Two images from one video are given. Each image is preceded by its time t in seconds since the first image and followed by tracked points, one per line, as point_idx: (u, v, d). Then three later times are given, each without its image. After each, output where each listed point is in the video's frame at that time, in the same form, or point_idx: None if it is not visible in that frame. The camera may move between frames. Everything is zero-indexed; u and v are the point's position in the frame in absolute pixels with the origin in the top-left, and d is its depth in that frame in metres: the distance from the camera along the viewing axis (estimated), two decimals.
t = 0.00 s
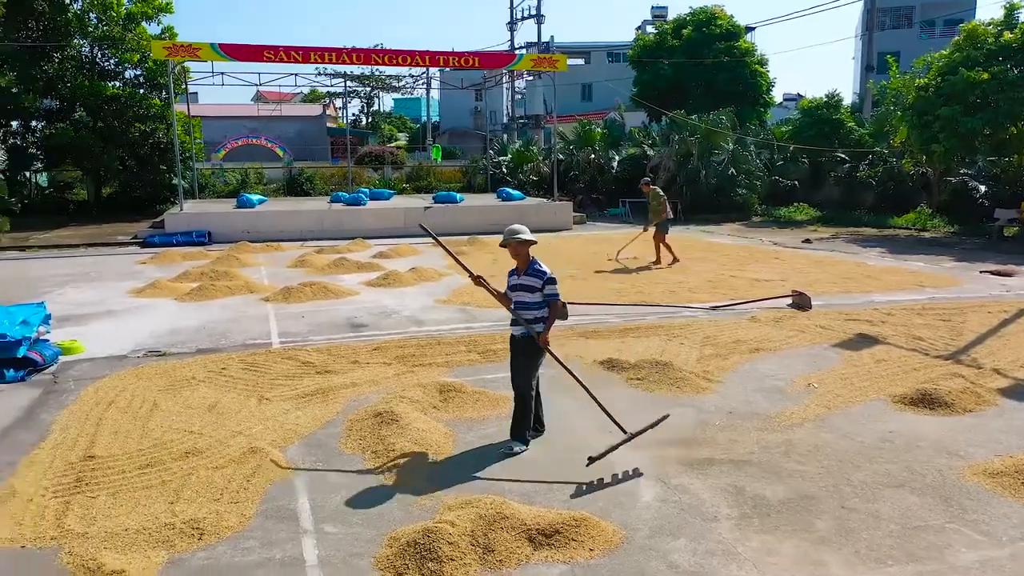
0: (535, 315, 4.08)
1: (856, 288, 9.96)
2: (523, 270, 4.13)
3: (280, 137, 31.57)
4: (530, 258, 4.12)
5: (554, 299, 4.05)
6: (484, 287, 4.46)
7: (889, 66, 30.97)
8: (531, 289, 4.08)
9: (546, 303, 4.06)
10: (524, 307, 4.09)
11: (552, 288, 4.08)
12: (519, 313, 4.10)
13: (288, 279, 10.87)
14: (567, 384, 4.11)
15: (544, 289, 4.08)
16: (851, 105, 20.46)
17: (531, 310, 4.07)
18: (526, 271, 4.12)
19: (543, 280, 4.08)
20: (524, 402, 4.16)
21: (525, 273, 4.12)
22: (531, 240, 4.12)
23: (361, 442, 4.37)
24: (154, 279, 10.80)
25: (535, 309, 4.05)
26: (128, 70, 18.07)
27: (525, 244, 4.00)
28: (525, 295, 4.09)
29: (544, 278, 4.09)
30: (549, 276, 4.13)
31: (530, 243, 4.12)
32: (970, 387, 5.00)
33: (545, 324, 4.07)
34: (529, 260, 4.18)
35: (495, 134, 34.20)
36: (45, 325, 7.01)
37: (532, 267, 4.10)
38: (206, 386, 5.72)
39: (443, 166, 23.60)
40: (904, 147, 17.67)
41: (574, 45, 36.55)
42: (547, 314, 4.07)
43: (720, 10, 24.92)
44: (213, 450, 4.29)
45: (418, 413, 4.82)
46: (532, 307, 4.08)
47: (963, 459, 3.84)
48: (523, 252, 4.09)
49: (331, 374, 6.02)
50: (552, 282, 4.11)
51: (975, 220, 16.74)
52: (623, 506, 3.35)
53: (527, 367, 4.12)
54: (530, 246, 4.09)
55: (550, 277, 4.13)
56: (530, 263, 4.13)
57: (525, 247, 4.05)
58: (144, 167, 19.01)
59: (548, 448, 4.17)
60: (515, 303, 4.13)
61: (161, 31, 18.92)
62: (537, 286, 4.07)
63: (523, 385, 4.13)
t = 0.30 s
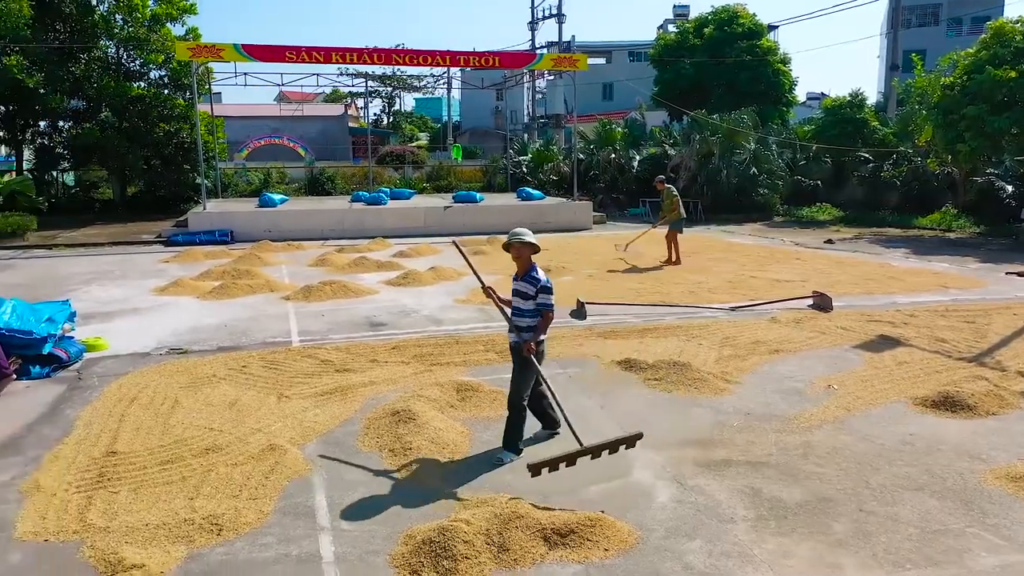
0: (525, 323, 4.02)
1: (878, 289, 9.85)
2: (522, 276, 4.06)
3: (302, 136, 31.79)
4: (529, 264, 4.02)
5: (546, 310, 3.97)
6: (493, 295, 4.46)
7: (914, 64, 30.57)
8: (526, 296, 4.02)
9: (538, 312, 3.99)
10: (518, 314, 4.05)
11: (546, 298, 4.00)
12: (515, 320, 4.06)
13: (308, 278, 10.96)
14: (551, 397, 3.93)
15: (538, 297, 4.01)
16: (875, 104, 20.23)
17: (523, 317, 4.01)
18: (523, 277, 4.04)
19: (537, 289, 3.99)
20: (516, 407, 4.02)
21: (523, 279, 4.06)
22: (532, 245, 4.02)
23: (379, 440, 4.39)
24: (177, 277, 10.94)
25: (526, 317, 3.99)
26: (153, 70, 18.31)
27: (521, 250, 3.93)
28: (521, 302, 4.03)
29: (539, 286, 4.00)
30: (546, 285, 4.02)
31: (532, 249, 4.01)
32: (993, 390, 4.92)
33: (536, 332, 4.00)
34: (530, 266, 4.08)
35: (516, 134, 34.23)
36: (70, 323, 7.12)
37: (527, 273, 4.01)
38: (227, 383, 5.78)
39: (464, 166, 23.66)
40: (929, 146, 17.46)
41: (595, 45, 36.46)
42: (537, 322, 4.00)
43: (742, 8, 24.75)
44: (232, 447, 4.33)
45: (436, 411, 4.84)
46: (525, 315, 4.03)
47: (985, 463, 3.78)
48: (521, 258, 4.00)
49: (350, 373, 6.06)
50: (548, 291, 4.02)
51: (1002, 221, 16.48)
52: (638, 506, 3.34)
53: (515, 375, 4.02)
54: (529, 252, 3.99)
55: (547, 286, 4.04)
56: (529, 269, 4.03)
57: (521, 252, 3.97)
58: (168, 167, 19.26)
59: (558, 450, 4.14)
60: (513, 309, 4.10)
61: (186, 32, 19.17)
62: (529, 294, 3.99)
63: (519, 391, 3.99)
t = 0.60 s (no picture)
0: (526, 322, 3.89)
1: (901, 290, 9.73)
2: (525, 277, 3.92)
3: (324, 136, 32.00)
4: (531, 263, 3.90)
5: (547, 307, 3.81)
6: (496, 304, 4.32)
7: (940, 63, 30.16)
8: (529, 296, 3.90)
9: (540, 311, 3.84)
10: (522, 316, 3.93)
11: (548, 296, 3.84)
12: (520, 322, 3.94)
13: (328, 277, 11.03)
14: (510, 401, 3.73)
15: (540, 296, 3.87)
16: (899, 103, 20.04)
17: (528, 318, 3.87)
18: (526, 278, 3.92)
19: (539, 288, 3.85)
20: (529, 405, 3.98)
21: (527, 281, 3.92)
22: (537, 245, 3.87)
23: (395, 438, 4.41)
24: (199, 276, 11.05)
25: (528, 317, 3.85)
26: (177, 71, 18.55)
27: (522, 250, 3.80)
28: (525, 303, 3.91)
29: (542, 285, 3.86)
30: (550, 285, 3.88)
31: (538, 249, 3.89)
32: (1017, 393, 4.84)
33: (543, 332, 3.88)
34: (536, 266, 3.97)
35: (536, 133, 34.21)
36: (93, 319, 7.22)
37: (531, 272, 3.88)
38: (246, 380, 5.84)
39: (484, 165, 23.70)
40: (955, 145, 17.29)
41: (616, 44, 36.36)
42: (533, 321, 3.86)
43: (764, 7, 24.58)
44: (251, 444, 4.37)
45: (452, 410, 4.85)
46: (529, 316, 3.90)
47: (1006, 466, 3.73)
48: (524, 257, 3.89)
49: (368, 371, 6.09)
50: (551, 290, 3.87)
51: None
52: (653, 506, 3.33)
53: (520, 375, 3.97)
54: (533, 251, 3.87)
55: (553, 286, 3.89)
56: (532, 270, 3.90)
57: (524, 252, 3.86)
58: (191, 166, 19.48)
59: (573, 448, 4.13)
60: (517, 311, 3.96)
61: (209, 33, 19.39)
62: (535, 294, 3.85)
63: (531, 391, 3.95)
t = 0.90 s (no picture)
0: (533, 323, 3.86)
1: (923, 291, 9.60)
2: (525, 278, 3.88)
3: (345, 135, 32.20)
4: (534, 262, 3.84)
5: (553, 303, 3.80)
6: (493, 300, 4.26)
7: (967, 60, 29.71)
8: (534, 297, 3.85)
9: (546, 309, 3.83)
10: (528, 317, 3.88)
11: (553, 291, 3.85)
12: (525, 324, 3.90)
13: (347, 275, 11.10)
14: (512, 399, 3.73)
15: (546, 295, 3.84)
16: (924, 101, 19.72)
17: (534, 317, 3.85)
18: (527, 278, 3.87)
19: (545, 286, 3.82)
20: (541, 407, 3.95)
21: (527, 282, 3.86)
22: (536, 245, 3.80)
23: (410, 436, 4.43)
24: (220, 274, 11.17)
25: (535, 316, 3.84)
26: (200, 71, 18.77)
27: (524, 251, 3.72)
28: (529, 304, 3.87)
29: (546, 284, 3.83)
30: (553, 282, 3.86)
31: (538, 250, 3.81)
32: None
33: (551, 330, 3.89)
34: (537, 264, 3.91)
35: (557, 133, 34.17)
36: (116, 317, 7.31)
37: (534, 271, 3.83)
38: (264, 377, 5.90)
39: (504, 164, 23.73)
40: (980, 145, 17.04)
41: (637, 43, 36.19)
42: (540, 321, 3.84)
43: (787, 5, 24.39)
44: (268, 441, 4.41)
45: (468, 408, 4.87)
46: (535, 316, 3.87)
47: None
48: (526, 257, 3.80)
49: (385, 369, 6.12)
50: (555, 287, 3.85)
51: None
52: (667, 506, 3.32)
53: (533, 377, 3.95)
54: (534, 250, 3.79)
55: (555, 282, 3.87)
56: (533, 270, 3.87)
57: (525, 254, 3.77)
58: (214, 165, 19.69)
59: (587, 447, 4.12)
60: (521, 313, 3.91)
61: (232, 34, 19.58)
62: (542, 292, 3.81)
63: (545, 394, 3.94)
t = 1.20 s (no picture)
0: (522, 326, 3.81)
1: (945, 292, 9.48)
2: (518, 280, 3.82)
3: (366, 135, 32.40)
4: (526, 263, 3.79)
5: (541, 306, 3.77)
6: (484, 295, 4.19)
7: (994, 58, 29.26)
8: (524, 300, 3.80)
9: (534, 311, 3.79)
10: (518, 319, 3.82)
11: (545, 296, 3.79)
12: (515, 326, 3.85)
13: (366, 274, 11.16)
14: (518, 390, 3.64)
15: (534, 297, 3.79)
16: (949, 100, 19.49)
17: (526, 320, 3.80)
18: (519, 278, 3.82)
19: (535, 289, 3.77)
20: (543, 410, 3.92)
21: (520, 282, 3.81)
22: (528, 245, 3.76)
23: (425, 434, 4.45)
24: (241, 272, 11.28)
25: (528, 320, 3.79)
26: (223, 71, 18.97)
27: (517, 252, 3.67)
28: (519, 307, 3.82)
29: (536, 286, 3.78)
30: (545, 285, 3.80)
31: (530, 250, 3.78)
32: None
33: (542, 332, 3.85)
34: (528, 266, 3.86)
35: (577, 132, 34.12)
36: (138, 314, 7.40)
37: (524, 273, 3.78)
38: (283, 374, 5.95)
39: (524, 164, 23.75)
40: (1007, 144, 16.84)
41: (659, 42, 36.03)
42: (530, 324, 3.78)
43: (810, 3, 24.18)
44: (284, 437, 4.45)
45: (483, 408, 4.87)
46: (526, 318, 3.82)
47: None
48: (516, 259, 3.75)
49: (401, 367, 6.15)
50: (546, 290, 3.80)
51: None
52: (680, 506, 3.30)
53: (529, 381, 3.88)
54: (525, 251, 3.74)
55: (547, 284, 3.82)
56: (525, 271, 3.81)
57: (515, 256, 3.73)
58: (236, 165, 19.89)
59: (601, 446, 4.10)
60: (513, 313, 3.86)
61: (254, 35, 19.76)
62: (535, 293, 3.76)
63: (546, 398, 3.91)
